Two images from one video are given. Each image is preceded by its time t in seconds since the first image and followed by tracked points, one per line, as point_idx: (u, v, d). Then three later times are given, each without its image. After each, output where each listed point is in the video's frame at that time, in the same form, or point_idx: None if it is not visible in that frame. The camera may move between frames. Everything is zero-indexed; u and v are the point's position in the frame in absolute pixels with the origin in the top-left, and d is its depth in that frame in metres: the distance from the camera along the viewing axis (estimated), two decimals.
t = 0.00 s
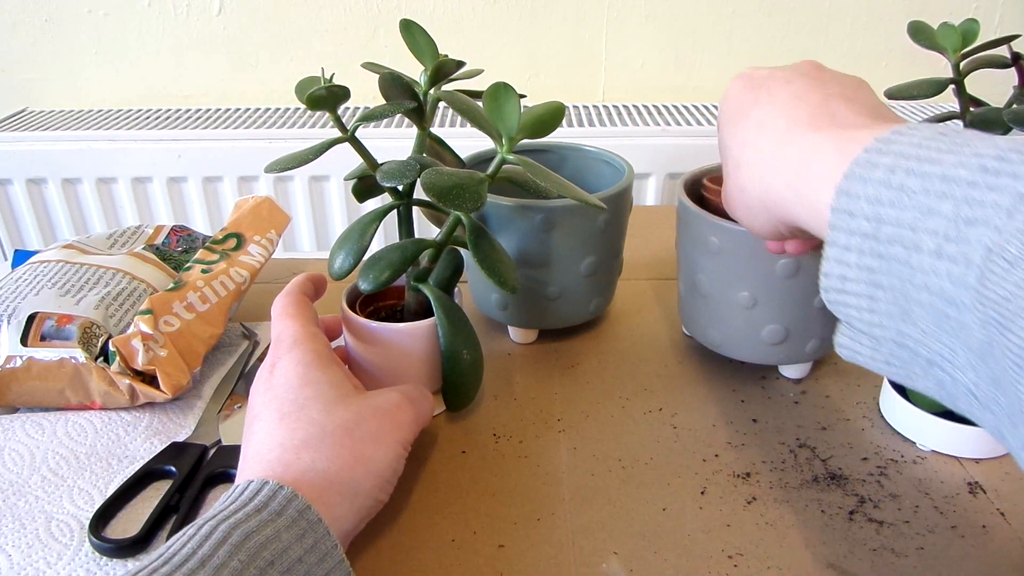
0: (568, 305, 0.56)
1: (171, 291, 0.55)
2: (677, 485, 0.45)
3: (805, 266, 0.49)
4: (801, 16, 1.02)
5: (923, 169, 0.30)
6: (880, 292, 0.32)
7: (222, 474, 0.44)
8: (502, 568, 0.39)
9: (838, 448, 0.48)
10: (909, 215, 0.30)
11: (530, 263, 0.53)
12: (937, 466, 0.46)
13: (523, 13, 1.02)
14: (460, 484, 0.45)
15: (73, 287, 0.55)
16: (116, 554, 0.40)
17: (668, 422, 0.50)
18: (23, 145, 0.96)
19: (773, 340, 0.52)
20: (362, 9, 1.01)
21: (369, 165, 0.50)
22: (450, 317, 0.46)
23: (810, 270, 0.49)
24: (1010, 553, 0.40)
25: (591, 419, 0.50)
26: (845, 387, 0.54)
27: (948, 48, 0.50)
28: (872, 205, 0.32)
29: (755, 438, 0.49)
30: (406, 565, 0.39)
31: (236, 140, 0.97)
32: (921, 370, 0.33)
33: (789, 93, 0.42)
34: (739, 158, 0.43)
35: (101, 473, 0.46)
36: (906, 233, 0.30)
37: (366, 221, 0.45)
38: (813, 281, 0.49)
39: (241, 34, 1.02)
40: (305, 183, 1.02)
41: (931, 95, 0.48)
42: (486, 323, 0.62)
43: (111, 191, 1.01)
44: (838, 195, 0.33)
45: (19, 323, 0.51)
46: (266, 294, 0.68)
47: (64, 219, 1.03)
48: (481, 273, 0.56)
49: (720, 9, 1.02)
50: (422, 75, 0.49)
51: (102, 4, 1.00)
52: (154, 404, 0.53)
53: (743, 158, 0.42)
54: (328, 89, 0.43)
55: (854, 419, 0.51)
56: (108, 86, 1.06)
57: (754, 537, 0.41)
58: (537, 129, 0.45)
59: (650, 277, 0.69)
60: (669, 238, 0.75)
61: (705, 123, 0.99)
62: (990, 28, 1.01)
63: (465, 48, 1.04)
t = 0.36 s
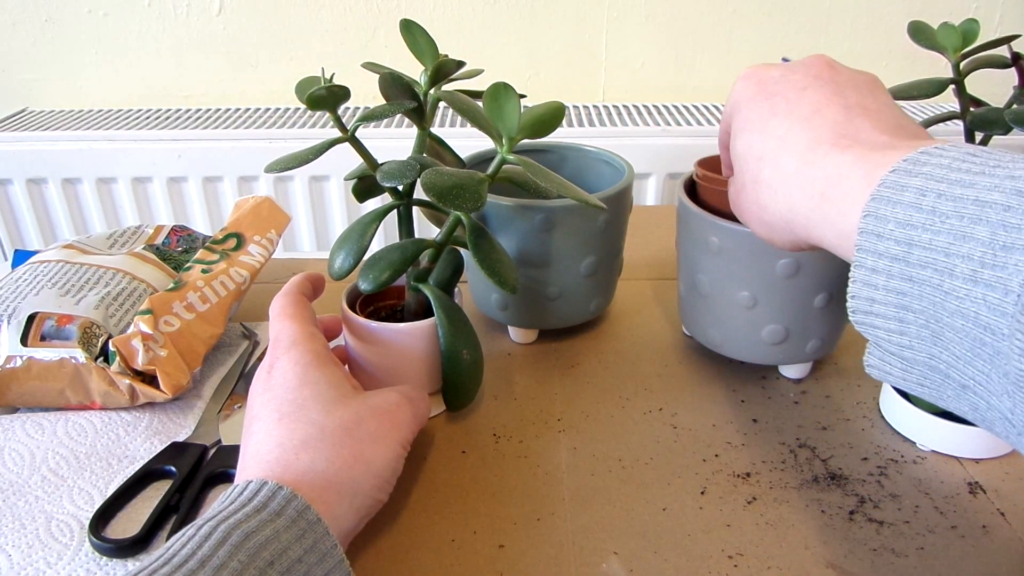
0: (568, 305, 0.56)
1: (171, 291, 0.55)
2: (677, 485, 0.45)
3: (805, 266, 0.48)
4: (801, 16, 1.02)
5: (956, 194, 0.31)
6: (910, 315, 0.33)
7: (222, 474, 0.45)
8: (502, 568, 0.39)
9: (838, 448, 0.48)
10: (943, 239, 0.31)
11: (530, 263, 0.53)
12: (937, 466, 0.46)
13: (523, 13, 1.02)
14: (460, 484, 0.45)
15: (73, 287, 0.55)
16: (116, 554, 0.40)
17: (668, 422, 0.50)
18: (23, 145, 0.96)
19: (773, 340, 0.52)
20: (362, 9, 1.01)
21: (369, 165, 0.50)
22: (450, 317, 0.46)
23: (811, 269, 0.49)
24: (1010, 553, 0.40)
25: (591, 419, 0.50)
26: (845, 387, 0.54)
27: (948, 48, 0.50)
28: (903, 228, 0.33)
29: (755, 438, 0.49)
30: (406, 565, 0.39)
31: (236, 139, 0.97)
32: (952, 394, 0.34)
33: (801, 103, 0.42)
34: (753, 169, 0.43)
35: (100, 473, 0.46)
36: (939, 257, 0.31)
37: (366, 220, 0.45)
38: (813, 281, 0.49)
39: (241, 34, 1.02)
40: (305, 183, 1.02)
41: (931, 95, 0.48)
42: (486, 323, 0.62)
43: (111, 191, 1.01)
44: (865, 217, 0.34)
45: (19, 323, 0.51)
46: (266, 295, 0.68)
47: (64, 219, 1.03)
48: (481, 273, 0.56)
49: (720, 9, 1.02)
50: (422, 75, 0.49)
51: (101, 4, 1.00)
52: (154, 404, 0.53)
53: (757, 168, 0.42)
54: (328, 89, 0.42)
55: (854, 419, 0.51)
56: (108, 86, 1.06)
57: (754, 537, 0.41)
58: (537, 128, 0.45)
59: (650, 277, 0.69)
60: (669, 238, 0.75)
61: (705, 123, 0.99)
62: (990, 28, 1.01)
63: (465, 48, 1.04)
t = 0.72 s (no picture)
0: (568, 306, 0.56)
1: (171, 290, 0.55)
2: (677, 485, 0.45)
3: (804, 266, 0.49)
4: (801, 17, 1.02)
5: (1009, 146, 0.25)
6: (947, 292, 0.27)
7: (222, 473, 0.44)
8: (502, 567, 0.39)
9: (838, 448, 0.48)
10: (991, 206, 0.25)
11: (531, 263, 0.53)
12: (937, 466, 0.46)
13: (523, 13, 1.02)
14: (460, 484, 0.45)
15: (72, 287, 0.55)
16: (116, 552, 0.39)
17: (668, 422, 0.50)
18: (23, 145, 0.96)
19: (773, 340, 0.52)
20: (362, 9, 1.01)
21: (369, 165, 0.50)
22: (450, 316, 0.46)
23: (811, 269, 0.49)
24: (1010, 553, 0.40)
25: (591, 419, 0.50)
26: (845, 387, 0.54)
27: (948, 49, 0.50)
28: (938, 194, 0.26)
29: (755, 438, 0.49)
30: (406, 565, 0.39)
31: (236, 139, 0.97)
32: (995, 380, 0.27)
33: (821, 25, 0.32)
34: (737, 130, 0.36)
35: (100, 472, 0.46)
36: (986, 229, 0.25)
37: (366, 220, 0.45)
38: (813, 281, 0.49)
39: (241, 34, 1.02)
40: (305, 183, 1.02)
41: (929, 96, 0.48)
42: (486, 323, 0.62)
43: (111, 191, 1.01)
44: (893, 183, 0.28)
45: (19, 323, 0.52)
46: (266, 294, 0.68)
47: (64, 219, 1.03)
48: (481, 273, 0.56)
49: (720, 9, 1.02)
50: (422, 75, 0.49)
51: (102, 4, 1.00)
52: (154, 403, 0.52)
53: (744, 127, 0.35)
54: (328, 89, 0.43)
55: (854, 419, 0.50)
56: (108, 86, 1.06)
57: (754, 537, 0.41)
58: (536, 129, 0.45)
59: (650, 277, 0.69)
60: (669, 240, 0.75)
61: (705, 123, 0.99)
62: (989, 28, 1.01)
63: (465, 48, 1.04)
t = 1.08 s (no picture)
0: (568, 306, 0.56)
1: (171, 291, 0.55)
2: (678, 485, 0.45)
3: (805, 266, 0.48)
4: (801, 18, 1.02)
5: None
6: None
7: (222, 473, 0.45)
8: (503, 567, 0.39)
9: (838, 448, 0.48)
10: None
11: (530, 263, 0.53)
12: (937, 466, 0.46)
13: (523, 13, 1.02)
14: (460, 485, 0.45)
15: (72, 287, 0.55)
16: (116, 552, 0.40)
17: (668, 422, 0.50)
18: (23, 145, 0.96)
19: (774, 340, 0.52)
20: (363, 9, 1.01)
21: (369, 166, 0.50)
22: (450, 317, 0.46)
23: (811, 269, 0.49)
24: (1010, 553, 0.40)
25: (592, 419, 0.50)
26: (845, 388, 0.54)
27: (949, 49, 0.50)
28: None
29: (755, 438, 0.49)
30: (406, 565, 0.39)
31: (236, 139, 0.97)
32: None
33: None
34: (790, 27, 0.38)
35: (100, 472, 0.46)
36: None
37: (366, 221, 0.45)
38: (813, 281, 0.49)
39: (242, 35, 1.02)
40: (305, 182, 1.02)
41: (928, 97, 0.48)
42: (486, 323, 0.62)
43: (111, 191, 1.01)
44: None
45: (18, 322, 0.51)
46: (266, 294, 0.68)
47: (64, 219, 1.03)
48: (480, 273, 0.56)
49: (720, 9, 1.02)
50: (422, 75, 0.49)
51: (101, 4, 1.00)
52: (154, 403, 0.52)
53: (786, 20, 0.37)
54: (327, 89, 0.43)
55: (854, 419, 0.50)
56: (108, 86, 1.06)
57: (754, 537, 0.41)
58: (536, 128, 0.45)
59: (649, 277, 0.69)
60: (669, 240, 0.75)
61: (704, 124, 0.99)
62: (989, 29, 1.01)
63: (465, 48, 1.04)
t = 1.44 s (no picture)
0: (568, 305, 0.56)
1: (170, 290, 0.55)
2: (678, 485, 0.45)
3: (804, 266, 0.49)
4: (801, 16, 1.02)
5: None
6: None
7: (222, 473, 0.45)
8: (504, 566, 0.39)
9: (838, 448, 0.48)
10: None
11: (530, 263, 0.53)
12: (937, 466, 0.46)
13: (524, 13, 1.02)
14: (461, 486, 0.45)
15: (72, 287, 0.55)
16: (116, 553, 0.40)
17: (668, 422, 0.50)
18: (23, 145, 0.96)
19: (773, 339, 0.52)
20: (363, 9, 1.01)
21: (369, 165, 0.50)
22: (450, 316, 0.46)
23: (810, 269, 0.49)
24: (1010, 553, 0.40)
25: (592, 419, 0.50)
26: (845, 388, 0.54)
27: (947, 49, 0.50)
28: None
29: (754, 438, 0.49)
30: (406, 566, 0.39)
31: (237, 139, 0.97)
32: None
33: (852, 40, 0.32)
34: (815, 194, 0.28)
35: (101, 472, 0.46)
36: None
37: (366, 221, 0.45)
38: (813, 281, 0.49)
39: (241, 35, 1.02)
40: (305, 183, 1.02)
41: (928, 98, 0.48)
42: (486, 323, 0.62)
43: (112, 191, 1.01)
44: None
45: (18, 322, 0.51)
46: (266, 295, 0.68)
47: (64, 219, 1.03)
48: (480, 273, 0.57)
49: (721, 9, 1.02)
50: (422, 75, 0.49)
51: (101, 4, 1.00)
52: (153, 403, 0.52)
53: (814, 202, 0.28)
54: (327, 89, 0.43)
55: (854, 419, 0.50)
56: (108, 86, 1.06)
57: (754, 537, 0.41)
58: (536, 128, 0.45)
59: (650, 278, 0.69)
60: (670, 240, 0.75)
61: (705, 124, 0.99)
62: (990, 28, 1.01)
63: (465, 48, 1.04)
